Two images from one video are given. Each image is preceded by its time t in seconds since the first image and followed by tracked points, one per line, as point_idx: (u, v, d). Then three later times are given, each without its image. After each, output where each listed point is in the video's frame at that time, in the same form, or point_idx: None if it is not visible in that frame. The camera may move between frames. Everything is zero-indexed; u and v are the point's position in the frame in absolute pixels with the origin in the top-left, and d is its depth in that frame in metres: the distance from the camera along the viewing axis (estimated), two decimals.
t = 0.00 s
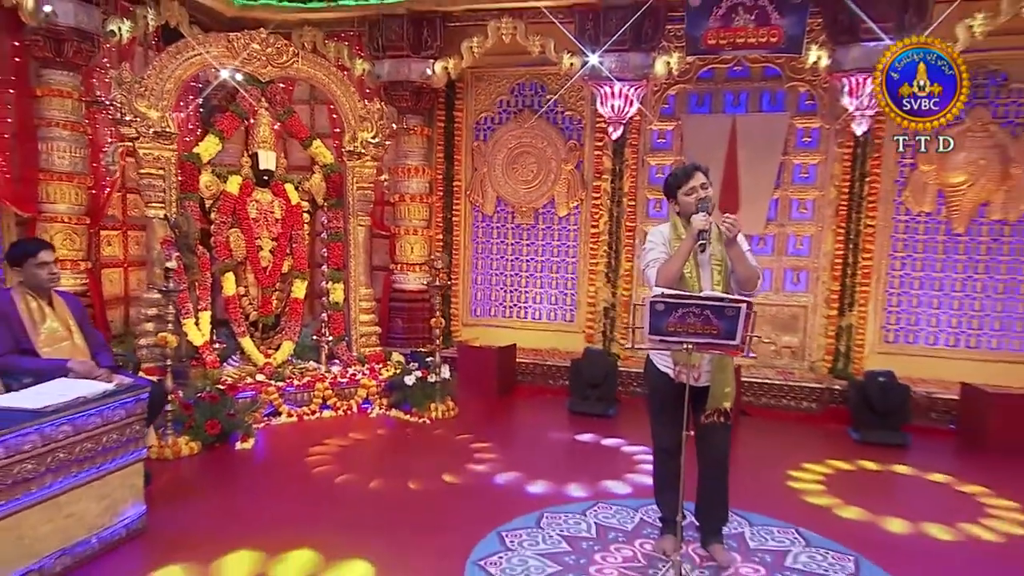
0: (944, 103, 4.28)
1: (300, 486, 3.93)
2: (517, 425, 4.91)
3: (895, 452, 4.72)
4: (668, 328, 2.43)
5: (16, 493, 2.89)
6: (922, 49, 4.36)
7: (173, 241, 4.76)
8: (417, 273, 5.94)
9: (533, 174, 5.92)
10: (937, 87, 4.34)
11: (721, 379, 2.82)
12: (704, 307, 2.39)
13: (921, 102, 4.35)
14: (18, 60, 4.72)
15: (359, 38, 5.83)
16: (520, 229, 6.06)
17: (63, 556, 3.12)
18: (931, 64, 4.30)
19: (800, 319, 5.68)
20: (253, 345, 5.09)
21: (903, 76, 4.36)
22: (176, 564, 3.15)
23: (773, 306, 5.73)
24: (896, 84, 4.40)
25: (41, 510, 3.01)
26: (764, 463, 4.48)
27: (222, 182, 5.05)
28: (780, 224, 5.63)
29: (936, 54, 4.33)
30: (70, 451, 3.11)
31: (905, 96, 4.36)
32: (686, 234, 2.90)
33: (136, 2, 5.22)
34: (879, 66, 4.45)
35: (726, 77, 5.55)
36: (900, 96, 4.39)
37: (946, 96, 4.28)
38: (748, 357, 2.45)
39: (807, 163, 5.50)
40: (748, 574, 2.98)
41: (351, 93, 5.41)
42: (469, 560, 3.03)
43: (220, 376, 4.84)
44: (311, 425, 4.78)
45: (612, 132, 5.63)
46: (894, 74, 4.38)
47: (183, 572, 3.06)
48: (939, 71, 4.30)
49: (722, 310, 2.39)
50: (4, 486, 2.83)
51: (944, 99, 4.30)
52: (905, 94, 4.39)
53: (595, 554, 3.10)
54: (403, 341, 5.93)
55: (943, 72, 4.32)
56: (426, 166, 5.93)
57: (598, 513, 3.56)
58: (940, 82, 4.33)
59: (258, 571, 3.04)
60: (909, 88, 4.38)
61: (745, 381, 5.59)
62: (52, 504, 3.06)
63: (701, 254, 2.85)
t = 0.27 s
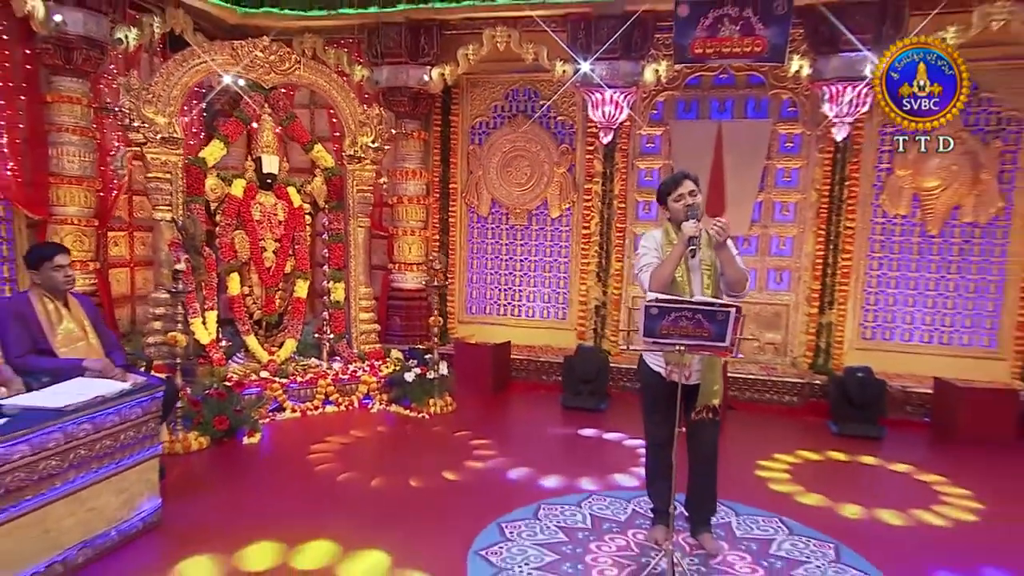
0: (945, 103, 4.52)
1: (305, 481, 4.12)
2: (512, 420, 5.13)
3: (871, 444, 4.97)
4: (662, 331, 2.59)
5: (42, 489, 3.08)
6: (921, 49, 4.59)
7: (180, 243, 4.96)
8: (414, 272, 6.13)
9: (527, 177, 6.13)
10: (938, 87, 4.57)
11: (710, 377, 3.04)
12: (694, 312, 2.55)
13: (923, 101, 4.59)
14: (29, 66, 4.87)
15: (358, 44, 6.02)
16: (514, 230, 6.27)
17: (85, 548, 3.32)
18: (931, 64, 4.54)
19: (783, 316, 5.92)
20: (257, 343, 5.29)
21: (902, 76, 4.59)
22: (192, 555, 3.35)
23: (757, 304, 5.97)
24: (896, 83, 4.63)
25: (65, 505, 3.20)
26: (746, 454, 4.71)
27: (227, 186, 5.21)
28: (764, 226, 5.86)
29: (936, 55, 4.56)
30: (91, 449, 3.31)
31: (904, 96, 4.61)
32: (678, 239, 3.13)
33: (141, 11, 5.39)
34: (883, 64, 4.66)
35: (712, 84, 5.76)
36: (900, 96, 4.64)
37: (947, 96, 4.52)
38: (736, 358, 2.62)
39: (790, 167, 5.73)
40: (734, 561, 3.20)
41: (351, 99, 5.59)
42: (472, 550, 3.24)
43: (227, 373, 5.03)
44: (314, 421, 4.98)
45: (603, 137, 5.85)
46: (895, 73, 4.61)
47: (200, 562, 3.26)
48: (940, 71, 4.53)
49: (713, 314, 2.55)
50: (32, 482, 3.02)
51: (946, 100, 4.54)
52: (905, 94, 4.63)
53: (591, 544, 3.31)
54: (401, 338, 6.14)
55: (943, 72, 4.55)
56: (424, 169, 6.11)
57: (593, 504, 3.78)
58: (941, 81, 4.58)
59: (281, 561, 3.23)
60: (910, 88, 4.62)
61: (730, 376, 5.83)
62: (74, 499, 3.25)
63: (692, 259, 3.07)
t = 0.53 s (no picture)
0: (944, 103, 4.87)
1: (313, 471, 4.38)
2: (507, 412, 5.41)
3: (843, 433, 5.30)
4: (653, 332, 2.76)
5: (72, 480, 3.32)
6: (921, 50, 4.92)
7: (189, 244, 5.20)
8: (411, 270, 6.38)
9: (519, 179, 6.38)
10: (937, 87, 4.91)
11: (696, 374, 3.27)
12: (683, 315, 2.74)
13: (925, 101, 4.93)
14: (42, 75, 5.10)
15: (357, 51, 6.24)
16: (507, 229, 6.53)
17: (111, 536, 3.57)
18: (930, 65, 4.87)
19: (763, 312, 6.22)
20: (262, 338, 5.56)
21: (903, 76, 4.93)
22: (212, 541, 3.62)
23: (739, 301, 6.27)
24: (899, 83, 4.97)
25: (93, 496, 3.46)
26: (727, 443, 5.02)
27: (232, 188, 5.44)
28: (745, 226, 6.15)
29: (935, 55, 4.89)
30: (115, 443, 3.56)
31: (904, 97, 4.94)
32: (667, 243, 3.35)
33: (148, 18, 5.59)
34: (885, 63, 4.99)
35: (696, 91, 6.02)
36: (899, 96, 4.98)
37: (948, 96, 4.86)
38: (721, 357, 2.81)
39: (770, 170, 6.01)
40: (718, 544, 3.48)
41: (352, 105, 5.82)
42: (474, 536, 3.51)
43: (234, 368, 5.28)
44: (318, 413, 5.24)
45: (593, 141, 6.07)
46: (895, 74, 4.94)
47: (219, 549, 3.52)
48: (942, 71, 4.85)
49: (700, 316, 2.73)
50: (63, 474, 3.27)
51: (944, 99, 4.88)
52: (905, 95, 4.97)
53: (584, 529, 3.58)
54: (399, 333, 6.40)
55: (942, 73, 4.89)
56: (420, 171, 6.35)
57: (586, 492, 4.06)
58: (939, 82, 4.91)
59: (301, 547, 3.49)
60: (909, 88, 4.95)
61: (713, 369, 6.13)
62: (100, 490, 3.50)
63: (680, 262, 3.30)
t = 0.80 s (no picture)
0: (943, 103, 5.09)
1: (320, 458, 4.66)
2: (502, 400, 5.71)
3: (819, 419, 5.62)
4: (645, 328, 3.01)
5: (99, 468, 3.59)
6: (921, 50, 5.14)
7: (197, 240, 5.44)
8: (409, 264, 6.64)
9: (512, 176, 6.64)
10: (937, 87, 5.13)
11: (683, 367, 3.55)
12: (673, 312, 2.98)
13: (922, 101, 5.17)
14: (54, 77, 5.31)
15: (355, 51, 6.45)
16: (500, 224, 6.80)
17: (135, 520, 3.84)
18: (930, 65, 5.09)
19: (745, 304, 6.53)
20: (267, 330, 5.82)
21: (902, 76, 5.15)
22: (230, 524, 3.89)
23: (722, 293, 6.57)
24: (897, 83, 5.20)
25: (118, 482, 3.73)
26: (710, 428, 5.33)
27: (238, 186, 5.70)
28: (728, 222, 6.44)
29: (935, 55, 5.10)
30: (137, 433, 3.83)
31: (904, 97, 5.17)
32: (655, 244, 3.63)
33: (154, 21, 5.82)
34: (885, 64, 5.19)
35: (681, 92, 6.28)
36: (900, 97, 5.22)
37: (945, 96, 5.09)
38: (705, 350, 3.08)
39: (752, 168, 6.30)
40: (703, 523, 3.77)
41: (352, 105, 6.05)
42: (476, 519, 3.79)
43: (241, 358, 5.54)
44: (322, 402, 5.52)
45: (584, 140, 6.35)
46: (895, 74, 5.16)
47: (238, 531, 3.80)
48: (939, 71, 5.08)
49: (688, 313, 2.98)
50: (91, 462, 3.53)
51: (944, 100, 5.11)
52: (906, 95, 5.20)
53: (578, 512, 3.87)
54: (398, 324, 6.68)
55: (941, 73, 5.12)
56: (418, 169, 6.59)
57: (579, 476, 4.35)
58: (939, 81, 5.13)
59: (316, 527, 3.78)
60: (910, 88, 5.18)
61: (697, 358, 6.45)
62: (124, 477, 3.77)
63: (667, 262, 3.58)
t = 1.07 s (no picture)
0: (943, 103, 5.23)
1: (324, 448, 4.89)
2: (495, 389, 5.96)
3: (798, 407, 5.91)
4: (635, 324, 3.25)
5: (117, 458, 3.81)
6: (920, 50, 5.28)
7: (202, 237, 5.64)
8: (405, 259, 6.86)
9: (505, 173, 6.87)
10: (936, 87, 5.28)
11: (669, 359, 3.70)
12: (662, 308, 3.20)
13: (923, 101, 5.30)
14: (61, 78, 5.50)
15: (352, 52, 6.65)
16: (493, 220, 7.03)
17: (151, 506, 4.07)
18: (930, 65, 5.23)
19: (728, 296, 6.82)
20: (269, 323, 6.05)
21: (903, 76, 5.26)
22: (241, 510, 4.12)
23: (706, 286, 6.85)
24: (897, 83, 5.31)
25: (134, 471, 3.95)
26: (694, 416, 5.60)
27: (240, 184, 5.90)
28: (712, 218, 6.70)
29: (935, 56, 5.25)
30: (151, 425, 4.05)
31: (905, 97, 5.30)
32: (642, 246, 3.89)
33: (156, 22, 6.01)
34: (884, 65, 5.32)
35: (667, 93, 6.53)
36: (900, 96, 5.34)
37: (946, 96, 5.23)
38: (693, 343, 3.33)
39: (734, 166, 6.57)
40: (688, 508, 4.02)
41: (349, 105, 6.24)
42: (475, 505, 4.02)
43: (245, 351, 5.77)
44: (323, 391, 5.77)
45: (574, 139, 6.54)
46: (895, 74, 5.28)
47: (250, 517, 4.03)
48: (941, 71, 5.22)
49: (676, 311, 3.21)
50: (110, 453, 3.75)
51: (943, 100, 5.26)
52: (906, 95, 5.33)
53: (571, 497, 4.11)
54: (394, 316, 6.91)
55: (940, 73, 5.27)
56: (413, 166, 6.81)
57: (571, 463, 4.60)
58: (938, 81, 5.28)
59: (323, 511, 4.02)
60: (910, 88, 5.32)
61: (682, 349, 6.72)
62: (140, 466, 4.00)
63: (654, 264, 3.83)
